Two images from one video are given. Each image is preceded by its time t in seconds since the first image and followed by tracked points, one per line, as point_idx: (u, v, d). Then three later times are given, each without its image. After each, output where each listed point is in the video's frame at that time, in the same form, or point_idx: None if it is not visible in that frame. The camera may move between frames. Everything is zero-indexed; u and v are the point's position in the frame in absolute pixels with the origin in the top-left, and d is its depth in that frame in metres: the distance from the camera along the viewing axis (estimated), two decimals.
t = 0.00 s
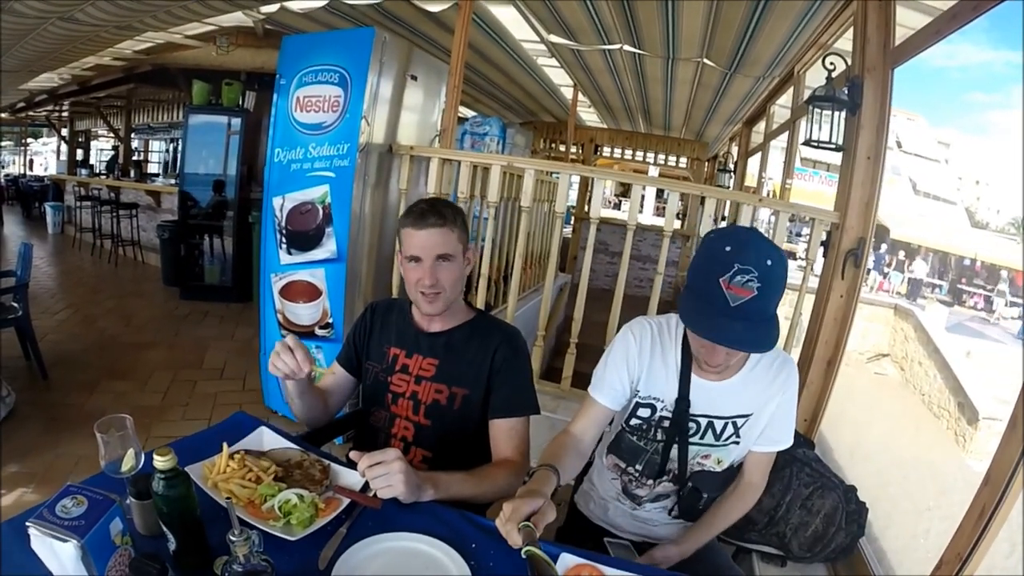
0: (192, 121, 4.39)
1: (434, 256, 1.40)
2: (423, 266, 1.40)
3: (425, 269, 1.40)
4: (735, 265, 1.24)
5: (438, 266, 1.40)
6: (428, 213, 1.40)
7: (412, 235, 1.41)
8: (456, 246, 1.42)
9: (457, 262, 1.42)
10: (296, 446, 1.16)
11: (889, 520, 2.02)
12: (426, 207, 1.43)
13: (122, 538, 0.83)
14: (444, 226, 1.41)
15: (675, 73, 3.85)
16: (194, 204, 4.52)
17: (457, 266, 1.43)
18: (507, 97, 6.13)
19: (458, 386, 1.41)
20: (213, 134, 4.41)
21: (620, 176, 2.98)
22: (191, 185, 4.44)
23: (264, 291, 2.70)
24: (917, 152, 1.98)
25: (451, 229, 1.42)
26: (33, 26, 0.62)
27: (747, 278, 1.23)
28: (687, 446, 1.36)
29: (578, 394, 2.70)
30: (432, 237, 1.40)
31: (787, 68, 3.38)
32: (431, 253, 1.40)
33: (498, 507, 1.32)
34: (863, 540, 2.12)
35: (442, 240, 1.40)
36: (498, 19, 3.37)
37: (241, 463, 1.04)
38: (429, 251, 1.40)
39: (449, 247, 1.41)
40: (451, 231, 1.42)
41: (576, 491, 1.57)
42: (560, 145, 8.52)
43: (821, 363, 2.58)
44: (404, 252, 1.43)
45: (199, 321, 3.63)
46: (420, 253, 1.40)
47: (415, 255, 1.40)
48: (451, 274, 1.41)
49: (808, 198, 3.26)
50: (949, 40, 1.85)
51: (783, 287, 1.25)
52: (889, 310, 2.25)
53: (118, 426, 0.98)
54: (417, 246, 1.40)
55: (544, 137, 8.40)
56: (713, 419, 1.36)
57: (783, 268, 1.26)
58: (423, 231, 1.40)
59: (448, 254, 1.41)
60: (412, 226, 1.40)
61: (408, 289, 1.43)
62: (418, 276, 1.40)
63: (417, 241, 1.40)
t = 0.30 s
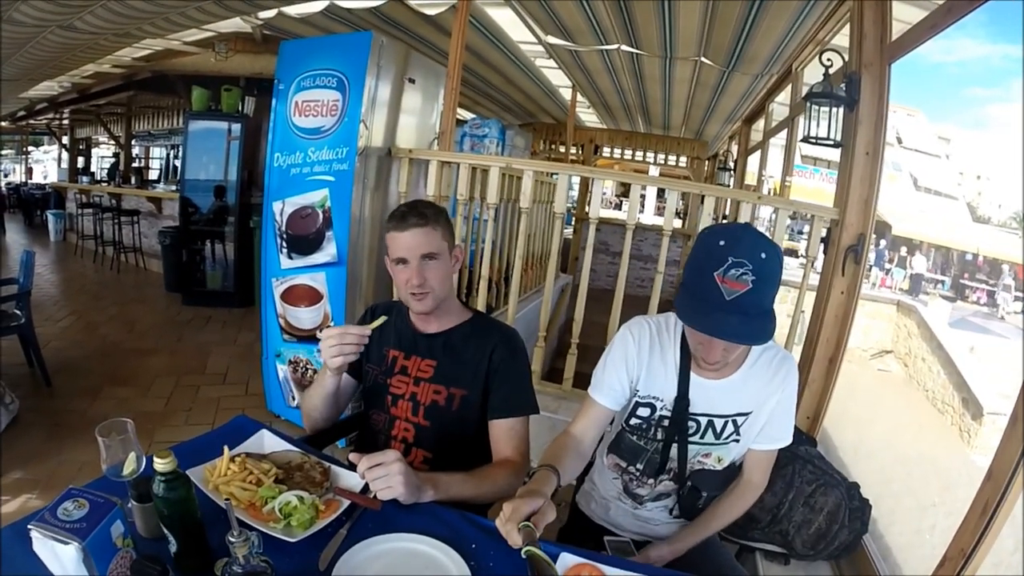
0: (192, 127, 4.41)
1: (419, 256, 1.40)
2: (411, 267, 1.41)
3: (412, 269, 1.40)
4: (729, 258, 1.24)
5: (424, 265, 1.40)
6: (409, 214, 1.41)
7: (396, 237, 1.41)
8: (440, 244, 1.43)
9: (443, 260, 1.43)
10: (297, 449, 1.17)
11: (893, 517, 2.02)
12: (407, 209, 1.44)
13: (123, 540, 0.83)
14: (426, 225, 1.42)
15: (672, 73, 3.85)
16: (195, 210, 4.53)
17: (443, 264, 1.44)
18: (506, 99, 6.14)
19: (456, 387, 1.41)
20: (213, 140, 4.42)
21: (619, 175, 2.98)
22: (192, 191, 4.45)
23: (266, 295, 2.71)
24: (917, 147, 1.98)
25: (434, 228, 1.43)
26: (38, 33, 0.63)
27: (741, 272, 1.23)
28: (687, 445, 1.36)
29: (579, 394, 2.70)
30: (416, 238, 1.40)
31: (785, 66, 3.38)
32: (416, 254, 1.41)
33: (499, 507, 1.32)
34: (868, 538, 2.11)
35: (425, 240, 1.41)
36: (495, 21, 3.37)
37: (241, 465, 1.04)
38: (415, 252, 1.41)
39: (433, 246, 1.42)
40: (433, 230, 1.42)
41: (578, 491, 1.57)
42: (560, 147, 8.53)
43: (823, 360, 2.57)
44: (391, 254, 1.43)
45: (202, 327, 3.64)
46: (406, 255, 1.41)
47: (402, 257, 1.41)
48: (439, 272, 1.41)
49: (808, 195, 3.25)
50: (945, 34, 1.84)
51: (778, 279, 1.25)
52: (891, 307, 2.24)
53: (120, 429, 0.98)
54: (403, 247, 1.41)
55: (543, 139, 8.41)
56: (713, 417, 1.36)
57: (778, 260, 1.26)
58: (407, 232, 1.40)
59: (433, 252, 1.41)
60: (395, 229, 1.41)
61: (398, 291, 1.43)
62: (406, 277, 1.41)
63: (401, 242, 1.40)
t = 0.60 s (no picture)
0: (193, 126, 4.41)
1: (411, 255, 1.39)
2: (401, 266, 1.40)
3: (402, 268, 1.40)
4: (723, 253, 1.24)
5: (415, 264, 1.40)
6: (401, 213, 1.41)
7: (388, 237, 1.40)
8: (432, 243, 1.41)
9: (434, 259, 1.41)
10: (297, 448, 1.17)
11: (894, 516, 2.02)
12: (400, 209, 1.43)
13: (124, 540, 0.84)
14: (416, 224, 1.40)
15: (674, 71, 3.84)
16: (196, 209, 4.54)
17: (434, 264, 1.42)
18: (507, 97, 6.14)
19: (455, 387, 1.41)
20: (214, 139, 4.43)
21: (621, 174, 2.98)
22: (193, 190, 4.48)
23: (266, 294, 2.71)
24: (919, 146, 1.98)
25: (423, 228, 1.40)
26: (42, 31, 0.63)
27: (735, 265, 1.23)
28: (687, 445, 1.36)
29: (580, 393, 2.71)
30: (408, 237, 1.39)
31: (786, 64, 3.37)
32: (407, 253, 1.39)
33: (499, 507, 1.32)
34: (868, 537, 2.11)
35: (417, 239, 1.39)
36: (496, 20, 3.37)
37: (242, 465, 1.04)
38: (405, 251, 1.39)
39: (423, 245, 1.40)
40: (424, 228, 1.40)
41: (578, 491, 1.57)
42: (561, 145, 8.53)
43: (824, 359, 2.57)
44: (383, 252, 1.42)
45: (203, 325, 3.65)
46: (397, 254, 1.39)
47: (393, 256, 1.40)
48: (430, 272, 1.41)
49: (809, 194, 3.25)
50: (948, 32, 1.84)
51: (773, 272, 1.25)
52: (892, 306, 2.24)
53: (121, 429, 0.98)
54: (394, 247, 1.39)
55: (544, 137, 8.41)
56: (713, 417, 1.36)
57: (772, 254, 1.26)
58: (398, 231, 1.38)
59: (424, 251, 1.40)
60: (386, 228, 1.40)
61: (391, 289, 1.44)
62: (396, 277, 1.41)
63: (393, 241, 1.39)
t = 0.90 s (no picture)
0: (194, 113, 4.38)
1: (407, 255, 1.37)
2: (398, 266, 1.39)
3: (399, 268, 1.39)
4: (721, 252, 1.25)
5: (411, 265, 1.38)
6: (396, 212, 1.39)
7: (385, 236, 1.38)
8: (428, 242, 1.39)
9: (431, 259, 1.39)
10: (296, 443, 1.17)
11: (887, 520, 2.03)
12: (396, 207, 1.42)
13: (122, 535, 0.83)
14: (413, 223, 1.38)
15: (679, 70, 3.82)
16: (196, 196, 4.51)
17: (431, 263, 1.40)
18: (510, 91, 6.12)
19: (455, 384, 1.41)
20: (214, 126, 4.40)
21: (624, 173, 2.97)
22: (193, 176, 4.43)
23: (265, 284, 2.70)
24: (923, 153, 1.98)
25: (421, 227, 1.38)
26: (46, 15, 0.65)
27: (732, 264, 1.23)
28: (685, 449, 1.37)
29: (577, 391, 2.71)
30: (402, 236, 1.36)
31: (792, 66, 3.36)
32: (403, 253, 1.37)
33: (497, 505, 1.32)
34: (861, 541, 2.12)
35: (413, 238, 1.37)
36: (502, 13, 3.35)
37: (241, 460, 1.04)
38: (401, 251, 1.37)
39: (420, 245, 1.38)
40: (420, 228, 1.38)
41: (576, 489, 1.57)
42: (563, 140, 8.51)
43: (823, 363, 2.58)
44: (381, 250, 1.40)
45: (201, 313, 3.64)
46: (393, 253, 1.38)
47: (389, 255, 1.39)
48: (426, 272, 1.39)
49: (812, 196, 3.25)
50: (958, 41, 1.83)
51: (770, 272, 1.25)
52: (889, 310, 2.25)
53: (119, 422, 0.95)
54: (390, 246, 1.38)
55: (546, 132, 8.39)
56: (712, 422, 1.36)
57: (770, 254, 1.26)
58: (395, 230, 1.36)
59: (420, 251, 1.38)
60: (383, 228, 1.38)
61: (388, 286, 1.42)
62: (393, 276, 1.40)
63: (388, 241, 1.37)
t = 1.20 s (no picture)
0: (175, 130, 4.32)
1: (405, 256, 1.39)
2: (395, 268, 1.40)
3: (396, 270, 1.39)
4: (700, 220, 1.28)
5: (409, 267, 1.40)
6: (392, 214, 1.40)
7: (380, 238, 1.40)
8: (426, 244, 1.42)
9: (428, 261, 1.41)
10: (292, 455, 1.16)
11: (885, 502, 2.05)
12: (392, 210, 1.43)
13: (121, 555, 0.84)
14: (410, 225, 1.40)
15: (658, 66, 3.83)
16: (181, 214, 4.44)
17: (427, 265, 1.42)
18: (492, 94, 6.13)
19: (449, 388, 1.41)
20: (197, 143, 4.37)
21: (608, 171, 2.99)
22: (177, 194, 4.39)
23: (254, 298, 2.69)
24: (902, 137, 2.01)
25: (417, 228, 1.41)
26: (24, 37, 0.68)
27: (711, 229, 1.25)
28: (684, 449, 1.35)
29: (572, 389, 2.72)
30: (401, 238, 1.39)
31: (770, 57, 3.39)
32: (401, 254, 1.39)
33: (496, 508, 1.32)
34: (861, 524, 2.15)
35: (410, 240, 1.40)
36: (479, 17, 3.36)
37: (237, 475, 1.04)
38: (399, 253, 1.39)
39: (418, 246, 1.41)
40: (419, 230, 1.41)
41: (575, 488, 1.58)
42: (547, 141, 8.54)
43: (815, 350, 2.59)
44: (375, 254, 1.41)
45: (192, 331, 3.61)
46: (389, 255, 1.39)
47: (386, 258, 1.40)
48: (423, 273, 1.41)
49: (795, 186, 3.29)
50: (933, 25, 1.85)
51: (749, 242, 1.26)
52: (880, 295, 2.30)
53: (113, 442, 0.94)
54: (387, 248, 1.40)
55: (530, 134, 8.42)
56: (707, 419, 1.36)
57: (749, 226, 1.29)
58: (393, 232, 1.39)
59: (418, 253, 1.41)
60: (379, 229, 1.40)
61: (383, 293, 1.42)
62: (391, 278, 1.40)
63: (386, 243, 1.39)
